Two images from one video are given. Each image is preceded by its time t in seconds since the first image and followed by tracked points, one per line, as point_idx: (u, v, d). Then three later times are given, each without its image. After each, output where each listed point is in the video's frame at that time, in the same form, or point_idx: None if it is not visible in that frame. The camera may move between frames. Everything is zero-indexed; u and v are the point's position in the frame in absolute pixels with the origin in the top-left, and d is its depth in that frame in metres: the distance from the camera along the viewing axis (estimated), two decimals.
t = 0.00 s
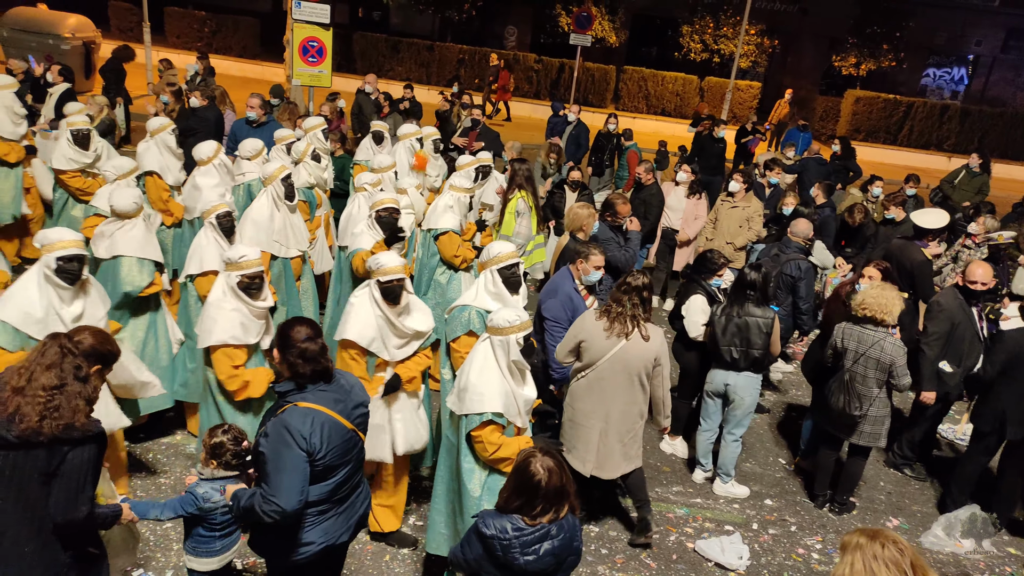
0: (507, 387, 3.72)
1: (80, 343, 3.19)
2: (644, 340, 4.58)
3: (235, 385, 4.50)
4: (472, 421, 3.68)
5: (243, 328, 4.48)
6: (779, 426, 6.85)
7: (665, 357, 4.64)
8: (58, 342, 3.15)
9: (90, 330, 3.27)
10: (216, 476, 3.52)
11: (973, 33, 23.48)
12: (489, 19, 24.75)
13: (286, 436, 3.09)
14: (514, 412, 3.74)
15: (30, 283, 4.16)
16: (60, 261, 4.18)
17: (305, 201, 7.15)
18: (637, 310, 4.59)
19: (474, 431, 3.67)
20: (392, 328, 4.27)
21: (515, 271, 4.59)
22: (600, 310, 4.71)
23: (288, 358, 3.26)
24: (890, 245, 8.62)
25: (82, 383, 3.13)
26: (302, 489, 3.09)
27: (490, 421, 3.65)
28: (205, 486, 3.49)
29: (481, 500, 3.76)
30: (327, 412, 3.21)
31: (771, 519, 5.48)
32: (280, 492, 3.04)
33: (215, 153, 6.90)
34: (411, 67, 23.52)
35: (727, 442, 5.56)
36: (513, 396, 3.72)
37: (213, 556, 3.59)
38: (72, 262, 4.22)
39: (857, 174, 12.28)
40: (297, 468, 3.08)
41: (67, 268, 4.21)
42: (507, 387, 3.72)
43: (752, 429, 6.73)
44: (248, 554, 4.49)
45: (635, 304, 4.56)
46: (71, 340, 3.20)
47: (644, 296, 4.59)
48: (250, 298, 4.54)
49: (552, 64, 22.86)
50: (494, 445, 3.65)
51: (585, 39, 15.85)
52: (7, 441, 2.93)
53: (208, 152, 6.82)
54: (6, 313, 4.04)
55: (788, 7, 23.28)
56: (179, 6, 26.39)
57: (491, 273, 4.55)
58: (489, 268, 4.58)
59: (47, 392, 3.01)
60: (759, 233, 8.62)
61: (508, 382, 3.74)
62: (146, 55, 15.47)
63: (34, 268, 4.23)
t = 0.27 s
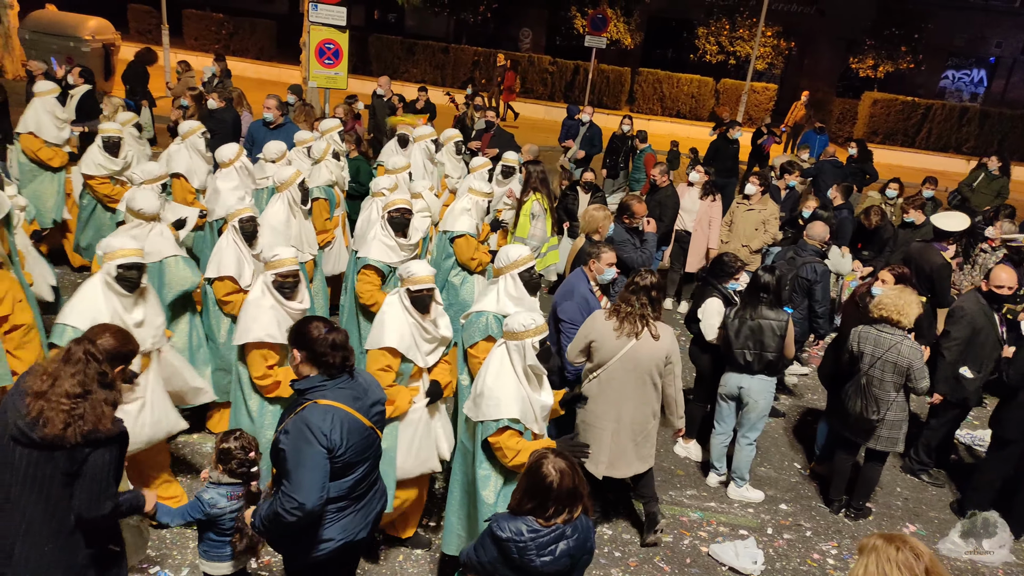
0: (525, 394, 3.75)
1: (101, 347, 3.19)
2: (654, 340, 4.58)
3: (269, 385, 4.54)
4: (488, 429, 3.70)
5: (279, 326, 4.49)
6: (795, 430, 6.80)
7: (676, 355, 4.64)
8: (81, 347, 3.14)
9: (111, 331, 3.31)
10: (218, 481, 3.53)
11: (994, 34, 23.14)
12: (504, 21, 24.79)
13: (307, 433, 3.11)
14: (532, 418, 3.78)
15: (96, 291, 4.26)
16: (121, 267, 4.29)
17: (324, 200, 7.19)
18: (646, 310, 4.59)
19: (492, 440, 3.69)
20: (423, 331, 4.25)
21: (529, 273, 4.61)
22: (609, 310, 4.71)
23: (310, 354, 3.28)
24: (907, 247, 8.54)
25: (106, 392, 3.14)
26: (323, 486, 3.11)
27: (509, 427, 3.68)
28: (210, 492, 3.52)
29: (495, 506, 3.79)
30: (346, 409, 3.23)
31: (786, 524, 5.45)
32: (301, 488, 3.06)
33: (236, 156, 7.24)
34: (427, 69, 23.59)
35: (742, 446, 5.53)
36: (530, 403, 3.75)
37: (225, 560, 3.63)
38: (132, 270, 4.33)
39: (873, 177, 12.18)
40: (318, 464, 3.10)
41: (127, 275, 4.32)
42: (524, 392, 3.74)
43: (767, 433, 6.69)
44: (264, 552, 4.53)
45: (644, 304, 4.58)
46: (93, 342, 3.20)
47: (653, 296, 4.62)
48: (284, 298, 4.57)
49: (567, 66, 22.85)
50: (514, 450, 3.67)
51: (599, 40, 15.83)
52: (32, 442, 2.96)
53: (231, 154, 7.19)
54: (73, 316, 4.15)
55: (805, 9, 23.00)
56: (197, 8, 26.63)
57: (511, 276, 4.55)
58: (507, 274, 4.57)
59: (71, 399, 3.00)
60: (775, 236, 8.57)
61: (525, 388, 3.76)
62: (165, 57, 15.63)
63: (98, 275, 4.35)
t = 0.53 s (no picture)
0: (541, 403, 3.77)
1: (123, 346, 3.23)
2: (664, 342, 4.56)
3: (296, 379, 4.59)
4: (511, 445, 3.71)
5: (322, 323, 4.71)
6: (810, 434, 6.77)
7: (687, 358, 4.60)
8: (101, 346, 3.14)
9: (133, 331, 3.35)
10: (234, 479, 3.57)
11: (1013, 36, 22.74)
12: (518, 23, 24.84)
13: (327, 430, 3.14)
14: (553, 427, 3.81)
15: (151, 288, 4.36)
16: (172, 265, 4.36)
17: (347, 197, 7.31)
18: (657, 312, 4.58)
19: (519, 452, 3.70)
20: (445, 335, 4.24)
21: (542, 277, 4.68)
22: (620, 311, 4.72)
23: (329, 351, 3.31)
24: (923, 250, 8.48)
25: (129, 388, 3.16)
26: (343, 482, 3.14)
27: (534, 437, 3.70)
28: (227, 491, 3.55)
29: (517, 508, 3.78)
30: (364, 407, 3.26)
31: (800, 527, 5.42)
32: (322, 484, 3.09)
33: (258, 157, 7.41)
34: (441, 71, 23.67)
35: (755, 449, 5.51)
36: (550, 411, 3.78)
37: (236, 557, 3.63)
38: (183, 268, 4.38)
39: (889, 180, 12.10)
40: (338, 461, 3.13)
41: (177, 272, 4.38)
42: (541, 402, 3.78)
43: (781, 436, 6.66)
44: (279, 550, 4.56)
45: (654, 307, 4.56)
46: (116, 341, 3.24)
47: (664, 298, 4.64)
48: (321, 296, 4.77)
49: (581, 68, 22.86)
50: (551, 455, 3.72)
51: (613, 42, 15.82)
52: (59, 438, 3.03)
53: (252, 155, 7.37)
54: (129, 312, 4.28)
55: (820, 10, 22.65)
56: (214, 11, 26.89)
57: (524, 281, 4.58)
58: (522, 279, 4.60)
59: (94, 398, 3.03)
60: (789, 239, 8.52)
61: (541, 397, 3.79)
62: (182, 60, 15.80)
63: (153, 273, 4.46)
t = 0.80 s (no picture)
0: (559, 412, 3.81)
1: (146, 342, 3.27)
2: (674, 344, 4.54)
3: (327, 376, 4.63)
4: (529, 457, 3.76)
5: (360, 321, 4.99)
6: (825, 437, 6.72)
7: (699, 362, 4.53)
8: (126, 340, 3.17)
9: (156, 328, 3.38)
10: (253, 476, 3.56)
11: None
12: (532, 24, 24.85)
13: (345, 427, 3.16)
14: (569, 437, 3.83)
15: (188, 293, 4.48)
16: (207, 271, 4.45)
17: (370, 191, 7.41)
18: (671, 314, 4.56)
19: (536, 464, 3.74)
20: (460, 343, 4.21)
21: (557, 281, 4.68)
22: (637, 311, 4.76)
23: (348, 350, 3.33)
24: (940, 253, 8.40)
25: (151, 382, 3.18)
26: (361, 480, 3.16)
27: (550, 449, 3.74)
28: (246, 489, 3.53)
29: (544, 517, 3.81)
30: (382, 405, 3.27)
31: (815, 531, 5.39)
32: (340, 482, 3.11)
33: (280, 156, 7.47)
34: (455, 72, 23.72)
35: (770, 452, 5.48)
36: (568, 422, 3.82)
37: (263, 551, 3.66)
38: (217, 273, 4.48)
39: (907, 182, 11.99)
40: (356, 458, 3.15)
41: (212, 278, 4.47)
42: (559, 413, 3.81)
43: (796, 440, 6.62)
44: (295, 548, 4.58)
45: (669, 308, 4.55)
46: (140, 337, 3.29)
47: (680, 301, 4.62)
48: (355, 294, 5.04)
49: (595, 70, 22.83)
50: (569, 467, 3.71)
51: (628, 43, 15.78)
52: (83, 432, 3.07)
53: (274, 153, 7.42)
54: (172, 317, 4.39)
55: (836, 11, 22.50)
56: (230, 13, 27.08)
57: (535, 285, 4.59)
58: (538, 282, 4.59)
59: (118, 390, 3.06)
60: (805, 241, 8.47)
61: (559, 406, 3.84)
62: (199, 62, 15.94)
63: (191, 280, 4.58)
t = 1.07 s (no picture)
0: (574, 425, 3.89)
1: (152, 340, 3.27)
2: (682, 354, 4.55)
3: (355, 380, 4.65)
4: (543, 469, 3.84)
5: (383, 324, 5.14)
6: (836, 441, 6.68)
7: (713, 372, 4.48)
8: (133, 339, 3.21)
9: (160, 327, 3.35)
10: (261, 478, 3.55)
11: None
12: (543, 27, 24.86)
13: (352, 430, 3.18)
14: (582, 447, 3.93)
15: (216, 305, 4.36)
16: (237, 281, 4.36)
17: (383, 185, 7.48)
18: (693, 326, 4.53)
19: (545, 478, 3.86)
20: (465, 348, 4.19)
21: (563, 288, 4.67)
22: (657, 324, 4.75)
23: (358, 352, 3.35)
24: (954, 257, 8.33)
25: (156, 379, 3.22)
26: (366, 482, 3.18)
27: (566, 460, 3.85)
28: (254, 490, 3.53)
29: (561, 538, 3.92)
30: (389, 408, 3.29)
31: (824, 536, 5.36)
32: (346, 483, 3.13)
33: (298, 155, 7.64)
34: (466, 74, 23.77)
35: (779, 456, 5.46)
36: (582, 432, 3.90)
37: (265, 552, 3.69)
38: (247, 282, 4.39)
39: (920, 184, 11.91)
40: (362, 460, 3.17)
41: (243, 287, 4.38)
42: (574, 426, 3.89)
43: (805, 444, 6.58)
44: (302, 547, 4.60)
45: (692, 323, 4.52)
46: (144, 334, 3.28)
47: (702, 315, 4.50)
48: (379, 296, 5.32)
49: (606, 72, 22.82)
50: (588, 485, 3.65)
51: (640, 45, 15.76)
52: (91, 431, 3.10)
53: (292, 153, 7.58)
54: (200, 334, 4.21)
55: (850, 13, 22.44)
56: (244, 16, 27.30)
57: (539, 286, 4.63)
58: (546, 284, 4.62)
59: (126, 387, 3.11)
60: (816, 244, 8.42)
61: (575, 418, 3.90)
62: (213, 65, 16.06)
63: (217, 290, 4.43)
